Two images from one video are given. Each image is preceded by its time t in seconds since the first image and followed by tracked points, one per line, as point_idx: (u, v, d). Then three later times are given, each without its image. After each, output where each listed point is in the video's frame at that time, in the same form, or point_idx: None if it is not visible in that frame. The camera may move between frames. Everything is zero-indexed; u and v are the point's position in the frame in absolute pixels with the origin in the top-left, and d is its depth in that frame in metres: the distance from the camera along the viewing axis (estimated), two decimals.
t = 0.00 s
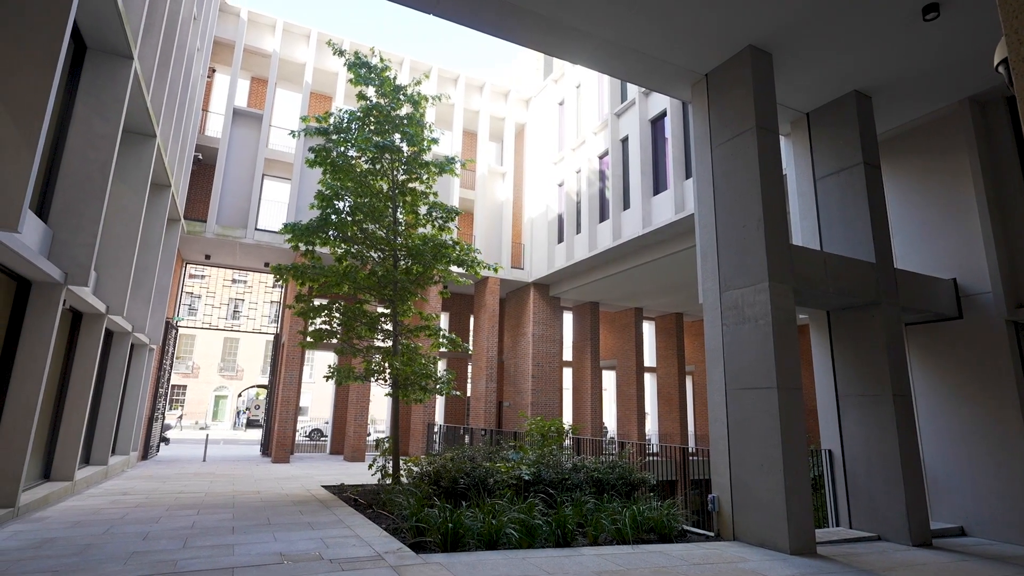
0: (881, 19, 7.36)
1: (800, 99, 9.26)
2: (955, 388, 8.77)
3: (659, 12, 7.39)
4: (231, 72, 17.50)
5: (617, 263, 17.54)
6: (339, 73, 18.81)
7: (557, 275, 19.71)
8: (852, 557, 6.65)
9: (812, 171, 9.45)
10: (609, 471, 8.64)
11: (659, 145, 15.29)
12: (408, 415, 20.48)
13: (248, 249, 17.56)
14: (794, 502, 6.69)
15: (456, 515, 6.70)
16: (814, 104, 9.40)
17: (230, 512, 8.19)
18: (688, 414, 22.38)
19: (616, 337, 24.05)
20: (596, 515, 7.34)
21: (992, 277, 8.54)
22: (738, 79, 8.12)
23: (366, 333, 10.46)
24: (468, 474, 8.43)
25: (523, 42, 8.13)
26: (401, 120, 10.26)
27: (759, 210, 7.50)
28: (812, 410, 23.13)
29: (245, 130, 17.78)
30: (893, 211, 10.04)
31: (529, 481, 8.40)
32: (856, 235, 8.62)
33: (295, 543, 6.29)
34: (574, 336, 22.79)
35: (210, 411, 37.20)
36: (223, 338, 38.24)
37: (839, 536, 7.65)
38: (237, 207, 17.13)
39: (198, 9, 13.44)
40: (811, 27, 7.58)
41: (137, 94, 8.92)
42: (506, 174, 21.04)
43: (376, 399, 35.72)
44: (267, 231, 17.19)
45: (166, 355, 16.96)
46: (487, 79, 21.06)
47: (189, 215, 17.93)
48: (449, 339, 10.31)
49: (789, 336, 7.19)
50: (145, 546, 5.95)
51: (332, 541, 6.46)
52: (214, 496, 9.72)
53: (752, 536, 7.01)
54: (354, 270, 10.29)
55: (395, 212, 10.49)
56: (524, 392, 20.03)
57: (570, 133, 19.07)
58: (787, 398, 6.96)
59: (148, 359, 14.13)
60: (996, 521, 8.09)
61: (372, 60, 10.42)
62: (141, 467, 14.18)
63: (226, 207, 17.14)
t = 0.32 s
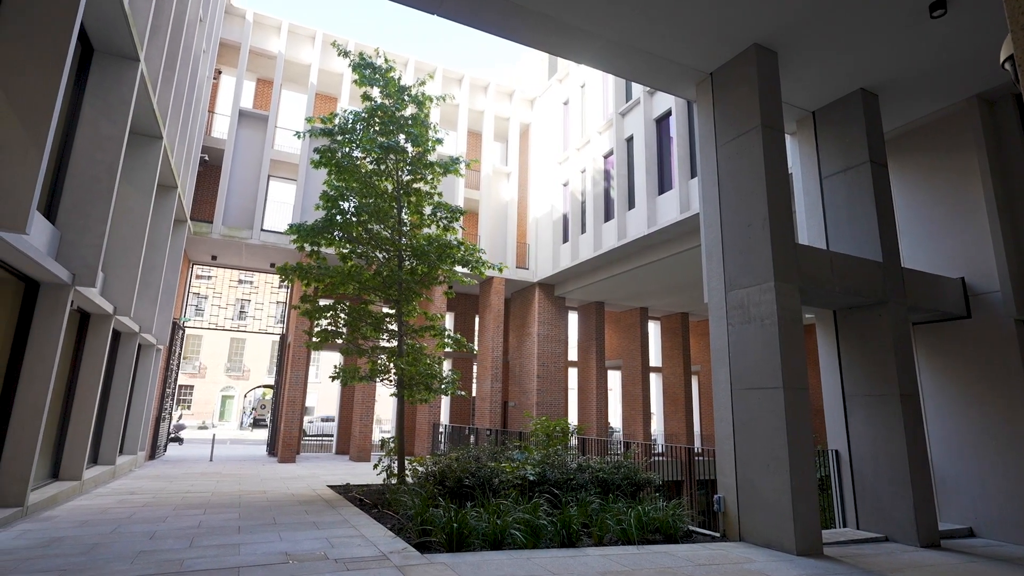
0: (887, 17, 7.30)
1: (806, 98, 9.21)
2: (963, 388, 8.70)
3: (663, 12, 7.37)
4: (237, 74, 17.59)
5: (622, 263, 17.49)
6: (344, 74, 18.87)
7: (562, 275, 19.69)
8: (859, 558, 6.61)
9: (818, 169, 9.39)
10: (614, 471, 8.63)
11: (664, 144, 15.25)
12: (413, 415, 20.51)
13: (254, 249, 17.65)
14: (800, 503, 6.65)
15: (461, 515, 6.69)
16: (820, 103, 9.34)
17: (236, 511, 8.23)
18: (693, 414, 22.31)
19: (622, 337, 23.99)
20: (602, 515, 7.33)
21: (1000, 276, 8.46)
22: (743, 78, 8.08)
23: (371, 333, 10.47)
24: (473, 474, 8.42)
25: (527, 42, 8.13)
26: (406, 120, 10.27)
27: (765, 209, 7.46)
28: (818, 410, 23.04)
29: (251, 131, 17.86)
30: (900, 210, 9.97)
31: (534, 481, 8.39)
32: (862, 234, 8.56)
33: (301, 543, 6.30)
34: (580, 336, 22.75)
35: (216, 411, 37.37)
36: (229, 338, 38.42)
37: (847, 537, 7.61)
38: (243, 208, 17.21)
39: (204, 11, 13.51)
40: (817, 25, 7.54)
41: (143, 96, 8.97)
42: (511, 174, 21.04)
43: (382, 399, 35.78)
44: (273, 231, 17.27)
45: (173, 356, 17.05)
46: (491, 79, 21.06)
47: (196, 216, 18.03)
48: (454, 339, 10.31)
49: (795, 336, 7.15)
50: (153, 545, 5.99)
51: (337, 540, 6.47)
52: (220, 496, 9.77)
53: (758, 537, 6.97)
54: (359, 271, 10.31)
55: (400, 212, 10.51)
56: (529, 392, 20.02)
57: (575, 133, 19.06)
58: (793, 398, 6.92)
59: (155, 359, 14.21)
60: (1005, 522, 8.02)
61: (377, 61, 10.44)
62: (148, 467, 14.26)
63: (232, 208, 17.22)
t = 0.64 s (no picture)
0: (894, 13, 7.25)
1: (812, 96, 9.16)
2: (971, 388, 8.63)
3: (667, 10, 7.35)
4: (242, 75, 17.66)
5: (627, 262, 17.46)
6: (349, 75, 18.91)
7: (566, 275, 19.68)
8: (866, 560, 6.57)
9: (823, 168, 9.34)
10: (619, 471, 8.61)
11: (669, 144, 15.20)
12: (418, 415, 20.53)
13: (259, 250, 17.72)
14: (806, 503, 6.62)
15: (465, 515, 6.69)
16: (826, 101, 9.29)
17: (242, 511, 8.27)
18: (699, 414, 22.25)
19: (627, 336, 23.96)
20: (606, 515, 7.32)
21: (1009, 275, 8.39)
22: (748, 77, 8.04)
23: (376, 333, 10.48)
24: (477, 474, 8.42)
25: (531, 41, 8.12)
26: (410, 120, 10.28)
27: (770, 208, 7.42)
28: (825, 409, 22.92)
29: (256, 132, 17.92)
30: (907, 208, 9.90)
31: (538, 481, 8.39)
32: (868, 233, 8.52)
33: (305, 542, 6.33)
34: (585, 336, 22.72)
35: (223, 411, 37.54)
36: (235, 338, 38.61)
37: (854, 538, 7.56)
38: (249, 209, 17.28)
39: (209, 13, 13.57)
40: (821, 23, 7.50)
41: (149, 97, 9.02)
42: (515, 174, 21.03)
43: (387, 399, 35.87)
44: (278, 232, 17.33)
45: (180, 356, 17.13)
46: (496, 79, 21.05)
47: (202, 216, 18.12)
48: (458, 339, 10.31)
49: (801, 335, 7.11)
50: (159, 544, 6.02)
51: (342, 540, 6.49)
52: (226, 495, 9.81)
53: (764, 538, 6.94)
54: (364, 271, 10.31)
55: (404, 212, 10.52)
56: (534, 392, 20.01)
57: (579, 132, 19.02)
58: (799, 398, 6.88)
59: (161, 360, 14.28)
60: (1014, 524, 7.95)
61: (381, 62, 10.45)
62: (155, 466, 14.33)
63: (238, 209, 17.29)
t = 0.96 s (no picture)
0: (900, 11, 7.20)
1: (817, 95, 9.11)
2: (979, 387, 8.56)
3: (671, 9, 7.33)
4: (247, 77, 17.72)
5: (632, 262, 17.42)
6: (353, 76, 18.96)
7: (571, 275, 19.65)
8: (873, 560, 6.51)
9: (829, 167, 9.28)
10: (624, 471, 8.58)
11: (673, 143, 15.16)
12: (423, 415, 20.55)
13: (264, 250, 17.77)
14: (812, 504, 6.58)
15: (469, 515, 6.69)
16: (831, 99, 9.24)
17: (248, 510, 8.30)
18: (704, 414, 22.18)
19: (632, 336, 23.93)
20: (611, 516, 7.29)
21: (1017, 274, 8.32)
22: (753, 75, 8.01)
23: (380, 334, 10.51)
24: (482, 474, 8.39)
25: (534, 41, 8.11)
26: (414, 121, 10.27)
27: (775, 206, 7.38)
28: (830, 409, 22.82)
29: (261, 133, 17.98)
30: (913, 207, 9.83)
31: (542, 481, 8.38)
32: (874, 232, 8.46)
33: (310, 542, 6.35)
34: (589, 335, 22.69)
35: (229, 411, 37.68)
36: (241, 339, 38.76)
37: (860, 538, 7.51)
38: (254, 210, 17.34)
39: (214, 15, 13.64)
40: (826, 21, 7.46)
41: (154, 99, 9.07)
42: (520, 174, 21.03)
43: (392, 399, 35.92)
44: (283, 233, 17.39)
45: (186, 356, 17.21)
46: (500, 79, 21.06)
47: (207, 217, 18.20)
48: (463, 340, 10.30)
49: (807, 335, 7.06)
50: (165, 544, 6.06)
51: (346, 540, 6.51)
52: (232, 495, 9.84)
53: (770, 539, 6.89)
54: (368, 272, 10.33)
55: (409, 213, 10.51)
56: (539, 392, 19.99)
57: (584, 132, 19.01)
58: (805, 398, 6.84)
59: (168, 360, 14.35)
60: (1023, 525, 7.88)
61: (385, 63, 10.45)
62: (161, 466, 14.39)
63: (243, 210, 17.35)
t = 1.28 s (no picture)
0: (905, 8, 7.15)
1: (822, 93, 9.06)
2: (987, 387, 8.49)
3: (675, 8, 7.30)
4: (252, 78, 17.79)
5: (636, 262, 17.39)
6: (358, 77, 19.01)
7: (576, 275, 19.63)
8: (879, 561, 6.47)
9: (834, 165, 9.23)
10: (628, 471, 8.56)
11: (677, 142, 15.13)
12: (427, 415, 20.56)
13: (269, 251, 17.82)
14: (818, 505, 6.54)
15: (473, 516, 6.67)
16: (836, 98, 9.19)
17: (252, 510, 8.32)
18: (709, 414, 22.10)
19: (636, 336, 23.88)
20: (615, 516, 7.27)
21: None
22: (757, 74, 7.97)
23: (384, 334, 10.55)
24: (486, 474, 8.35)
25: (538, 41, 8.11)
26: (417, 121, 10.26)
27: (780, 205, 7.35)
28: (837, 410, 22.71)
29: (266, 134, 18.05)
30: (920, 205, 9.76)
31: (546, 481, 8.38)
32: (880, 231, 8.41)
33: (315, 542, 6.37)
34: (594, 335, 22.65)
35: (235, 411, 37.82)
36: (246, 339, 38.91)
37: (866, 539, 7.47)
38: (259, 210, 17.41)
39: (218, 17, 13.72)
40: (831, 18, 7.42)
41: (159, 100, 9.10)
42: (523, 174, 21.05)
43: (396, 399, 35.97)
44: (288, 233, 17.44)
45: (192, 357, 17.30)
46: (504, 79, 21.10)
47: (213, 218, 18.29)
48: (467, 340, 10.29)
49: (811, 335, 7.03)
50: (170, 543, 6.08)
51: (350, 539, 6.52)
52: (237, 495, 9.87)
53: (775, 539, 6.86)
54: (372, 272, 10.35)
55: (413, 213, 10.50)
56: (543, 392, 19.97)
57: (588, 132, 19.00)
58: (810, 398, 6.80)
59: (173, 361, 14.41)
60: None
61: (388, 63, 10.47)
62: (167, 466, 14.46)
63: (248, 210, 17.41)
